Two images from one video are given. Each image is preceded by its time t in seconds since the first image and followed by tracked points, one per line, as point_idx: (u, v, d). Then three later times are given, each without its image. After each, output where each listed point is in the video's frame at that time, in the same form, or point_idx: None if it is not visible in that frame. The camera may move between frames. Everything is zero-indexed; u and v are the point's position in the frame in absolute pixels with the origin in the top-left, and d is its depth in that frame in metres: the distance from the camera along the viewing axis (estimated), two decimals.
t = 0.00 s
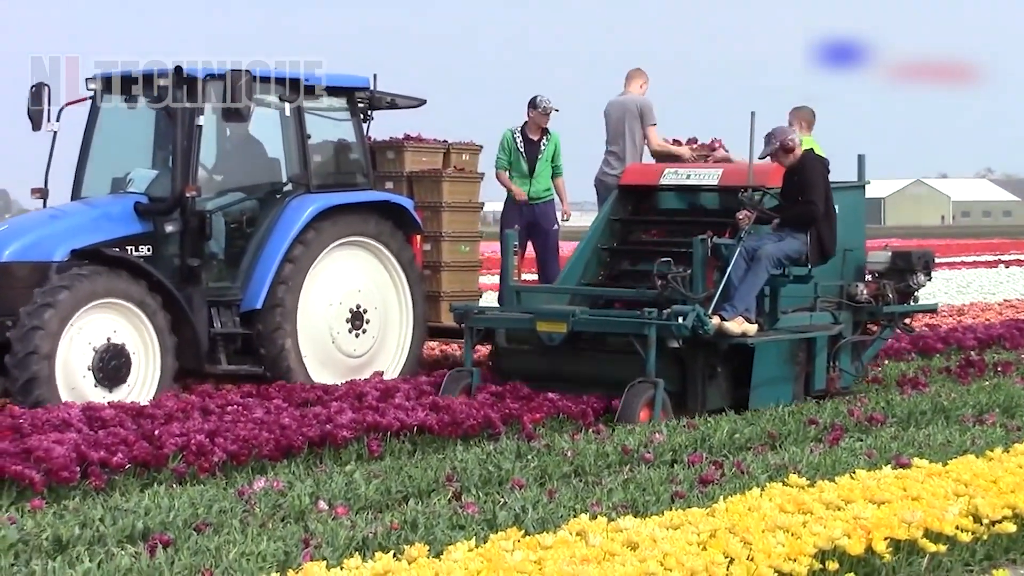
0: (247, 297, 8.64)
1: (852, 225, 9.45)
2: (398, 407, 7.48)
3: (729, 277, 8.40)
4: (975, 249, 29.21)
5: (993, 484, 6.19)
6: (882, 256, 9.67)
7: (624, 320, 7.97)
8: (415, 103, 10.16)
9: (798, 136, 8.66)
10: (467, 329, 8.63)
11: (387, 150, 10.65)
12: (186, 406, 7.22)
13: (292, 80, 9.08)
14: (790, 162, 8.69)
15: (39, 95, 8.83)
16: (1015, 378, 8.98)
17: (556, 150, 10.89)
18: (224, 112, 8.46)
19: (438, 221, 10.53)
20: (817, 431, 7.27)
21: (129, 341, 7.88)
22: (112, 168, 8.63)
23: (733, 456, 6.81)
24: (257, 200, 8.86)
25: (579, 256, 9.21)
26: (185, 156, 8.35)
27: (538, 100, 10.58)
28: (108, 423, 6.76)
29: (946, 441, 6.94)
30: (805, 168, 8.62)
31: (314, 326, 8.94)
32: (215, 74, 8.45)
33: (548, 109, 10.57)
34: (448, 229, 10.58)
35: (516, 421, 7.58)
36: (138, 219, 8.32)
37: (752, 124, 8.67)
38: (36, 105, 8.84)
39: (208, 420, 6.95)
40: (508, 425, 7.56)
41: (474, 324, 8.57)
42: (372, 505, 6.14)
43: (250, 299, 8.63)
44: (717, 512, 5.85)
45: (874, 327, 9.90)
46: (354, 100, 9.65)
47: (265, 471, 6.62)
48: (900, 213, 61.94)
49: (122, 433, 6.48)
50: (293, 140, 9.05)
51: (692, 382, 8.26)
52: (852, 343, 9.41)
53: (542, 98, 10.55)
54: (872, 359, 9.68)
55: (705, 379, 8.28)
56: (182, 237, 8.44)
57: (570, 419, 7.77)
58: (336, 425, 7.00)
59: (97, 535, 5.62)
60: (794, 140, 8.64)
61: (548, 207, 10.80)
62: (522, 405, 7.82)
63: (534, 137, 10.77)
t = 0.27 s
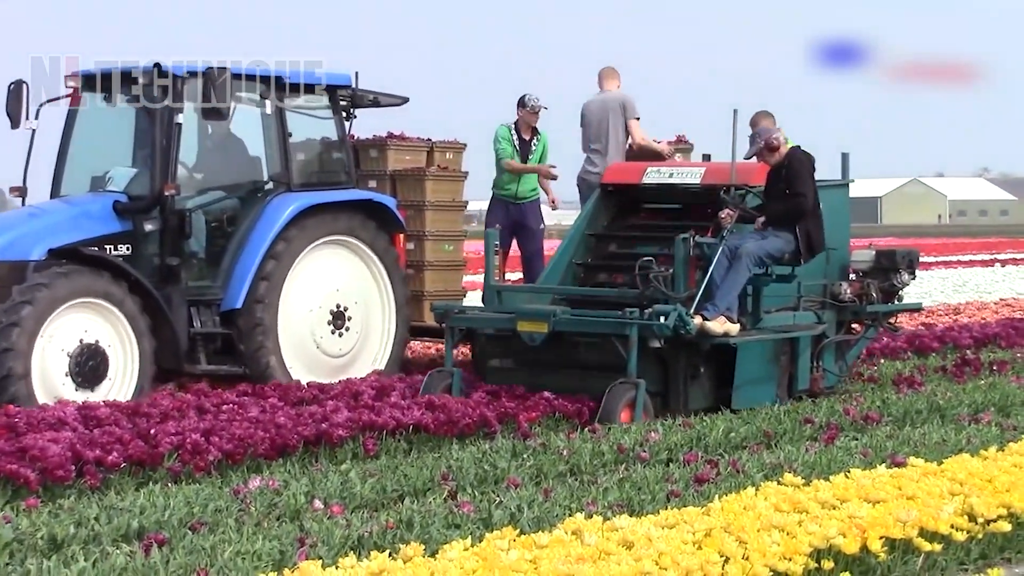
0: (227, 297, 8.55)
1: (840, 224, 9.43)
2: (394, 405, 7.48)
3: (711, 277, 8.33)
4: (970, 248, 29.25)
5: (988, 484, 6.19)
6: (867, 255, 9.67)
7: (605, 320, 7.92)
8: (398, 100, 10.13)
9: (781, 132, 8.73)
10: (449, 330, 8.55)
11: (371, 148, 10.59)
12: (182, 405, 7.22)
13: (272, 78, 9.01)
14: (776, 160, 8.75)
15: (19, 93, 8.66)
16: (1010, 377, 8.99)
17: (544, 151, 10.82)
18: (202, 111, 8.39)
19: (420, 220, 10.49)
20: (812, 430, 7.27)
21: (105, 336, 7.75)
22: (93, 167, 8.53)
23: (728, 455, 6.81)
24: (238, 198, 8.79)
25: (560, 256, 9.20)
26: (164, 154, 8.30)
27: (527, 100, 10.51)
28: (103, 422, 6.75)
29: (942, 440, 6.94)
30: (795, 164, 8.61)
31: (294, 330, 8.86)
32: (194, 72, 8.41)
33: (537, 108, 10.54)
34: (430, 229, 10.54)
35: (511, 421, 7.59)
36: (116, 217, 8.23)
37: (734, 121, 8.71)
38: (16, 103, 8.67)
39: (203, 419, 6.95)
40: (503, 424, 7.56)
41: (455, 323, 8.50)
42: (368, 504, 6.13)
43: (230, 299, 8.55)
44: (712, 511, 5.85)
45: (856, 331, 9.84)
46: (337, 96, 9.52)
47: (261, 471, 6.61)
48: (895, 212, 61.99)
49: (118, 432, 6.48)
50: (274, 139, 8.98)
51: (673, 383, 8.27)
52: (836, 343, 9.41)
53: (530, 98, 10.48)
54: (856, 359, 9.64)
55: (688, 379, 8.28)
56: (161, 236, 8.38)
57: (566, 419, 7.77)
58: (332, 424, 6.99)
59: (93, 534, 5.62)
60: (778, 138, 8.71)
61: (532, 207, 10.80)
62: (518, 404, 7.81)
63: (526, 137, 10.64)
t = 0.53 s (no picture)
0: (204, 296, 8.52)
1: (822, 225, 9.42)
2: (386, 404, 7.47)
3: (690, 277, 8.32)
4: (968, 251, 29.25)
5: (980, 485, 6.19)
6: (849, 255, 9.72)
7: (583, 321, 7.90)
8: (380, 99, 10.12)
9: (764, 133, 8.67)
10: (427, 330, 8.54)
11: (351, 147, 10.47)
12: (174, 403, 7.22)
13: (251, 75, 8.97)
14: (759, 159, 8.64)
15: None
16: (1004, 378, 8.99)
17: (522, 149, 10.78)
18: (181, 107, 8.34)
19: (401, 219, 10.34)
20: (804, 430, 7.27)
21: (77, 331, 7.76)
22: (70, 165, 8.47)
23: (720, 455, 6.81)
24: (215, 197, 8.74)
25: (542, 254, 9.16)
26: (142, 153, 8.22)
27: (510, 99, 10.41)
28: (95, 420, 6.75)
29: (934, 442, 6.94)
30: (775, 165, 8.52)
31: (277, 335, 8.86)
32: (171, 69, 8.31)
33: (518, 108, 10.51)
34: (411, 228, 10.39)
35: (503, 420, 7.59)
36: (93, 215, 8.18)
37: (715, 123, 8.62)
38: None
39: (195, 418, 6.95)
40: (495, 424, 7.56)
41: (433, 323, 8.50)
42: (359, 503, 6.13)
43: (208, 299, 8.52)
44: (704, 511, 5.85)
45: (836, 331, 9.89)
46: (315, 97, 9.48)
47: (252, 469, 6.61)
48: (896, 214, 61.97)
49: (110, 430, 6.47)
50: (252, 137, 8.95)
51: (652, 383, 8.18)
52: (817, 345, 9.39)
53: (513, 98, 10.48)
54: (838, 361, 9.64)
55: (667, 380, 8.21)
56: (139, 235, 8.35)
57: (557, 419, 7.78)
58: (323, 423, 6.99)
59: (84, 533, 5.61)
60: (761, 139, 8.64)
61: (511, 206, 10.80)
62: (509, 404, 7.80)
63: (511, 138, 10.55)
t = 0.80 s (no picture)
0: (192, 301, 8.46)
1: (810, 228, 9.41)
2: (387, 409, 7.48)
3: (679, 282, 8.26)
4: (966, 255, 29.26)
5: (982, 489, 6.19)
6: (840, 259, 9.67)
7: (573, 325, 7.87)
8: (369, 103, 10.11)
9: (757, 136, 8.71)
10: (415, 335, 8.49)
11: (342, 151, 10.37)
12: (175, 408, 7.22)
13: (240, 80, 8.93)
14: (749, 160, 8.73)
15: None
16: (1005, 382, 8.99)
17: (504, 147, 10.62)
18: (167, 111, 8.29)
19: (391, 224, 10.21)
20: (806, 434, 7.27)
21: (57, 334, 7.71)
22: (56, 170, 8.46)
23: (721, 459, 6.82)
24: (204, 201, 8.68)
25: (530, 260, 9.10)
26: (128, 157, 8.18)
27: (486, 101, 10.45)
28: (96, 425, 6.75)
29: (935, 445, 6.94)
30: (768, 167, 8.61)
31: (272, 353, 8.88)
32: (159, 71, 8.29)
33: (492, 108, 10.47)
34: (402, 232, 10.26)
35: (504, 425, 7.59)
36: (80, 221, 8.15)
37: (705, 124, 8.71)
38: None
39: (196, 422, 6.95)
40: (496, 428, 7.56)
41: (422, 329, 8.44)
42: (361, 508, 6.13)
43: (195, 304, 8.46)
44: (705, 515, 5.85)
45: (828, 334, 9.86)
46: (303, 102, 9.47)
47: (253, 474, 6.62)
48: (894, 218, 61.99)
49: (111, 435, 6.48)
50: (241, 141, 8.91)
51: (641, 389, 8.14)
52: (807, 349, 9.36)
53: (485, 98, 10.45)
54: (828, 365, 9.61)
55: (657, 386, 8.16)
56: (126, 240, 8.29)
57: (558, 424, 7.79)
58: (324, 428, 7.00)
59: (85, 537, 5.61)
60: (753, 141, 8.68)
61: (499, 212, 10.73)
62: (511, 409, 7.80)
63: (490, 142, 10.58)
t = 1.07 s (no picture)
0: (179, 302, 8.42)
1: (803, 233, 9.42)
2: (390, 409, 7.48)
3: (670, 284, 8.25)
4: (969, 259, 29.22)
5: (985, 492, 6.19)
6: (835, 263, 9.66)
7: (563, 327, 7.82)
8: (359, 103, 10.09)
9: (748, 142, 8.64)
10: (404, 337, 8.42)
11: (332, 152, 10.33)
12: (178, 408, 7.22)
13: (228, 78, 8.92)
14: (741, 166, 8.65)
15: None
16: (1009, 386, 8.99)
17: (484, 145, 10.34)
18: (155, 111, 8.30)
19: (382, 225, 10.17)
20: (808, 437, 7.27)
21: (39, 334, 7.67)
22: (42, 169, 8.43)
23: (724, 462, 6.82)
24: (191, 201, 8.68)
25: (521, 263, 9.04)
26: (116, 156, 8.21)
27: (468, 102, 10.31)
28: (100, 424, 6.76)
29: (938, 448, 6.94)
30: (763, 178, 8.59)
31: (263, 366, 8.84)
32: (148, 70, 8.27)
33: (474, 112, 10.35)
34: (392, 233, 10.21)
35: (508, 426, 7.60)
36: (66, 220, 8.19)
37: (698, 126, 8.57)
38: None
39: (200, 422, 6.96)
40: (499, 430, 7.57)
41: (411, 330, 8.35)
42: (364, 508, 6.14)
43: (181, 304, 8.41)
44: (708, 518, 5.85)
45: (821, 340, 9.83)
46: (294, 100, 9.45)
47: (256, 474, 6.62)
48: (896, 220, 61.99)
49: (115, 434, 6.48)
50: (229, 141, 8.89)
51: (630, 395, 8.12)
52: (801, 353, 9.29)
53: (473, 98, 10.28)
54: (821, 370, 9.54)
55: (646, 390, 8.13)
56: (112, 239, 8.32)
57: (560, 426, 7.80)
58: (328, 428, 7.00)
59: (89, 536, 5.62)
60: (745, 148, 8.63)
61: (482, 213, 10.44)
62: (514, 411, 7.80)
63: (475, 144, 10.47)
